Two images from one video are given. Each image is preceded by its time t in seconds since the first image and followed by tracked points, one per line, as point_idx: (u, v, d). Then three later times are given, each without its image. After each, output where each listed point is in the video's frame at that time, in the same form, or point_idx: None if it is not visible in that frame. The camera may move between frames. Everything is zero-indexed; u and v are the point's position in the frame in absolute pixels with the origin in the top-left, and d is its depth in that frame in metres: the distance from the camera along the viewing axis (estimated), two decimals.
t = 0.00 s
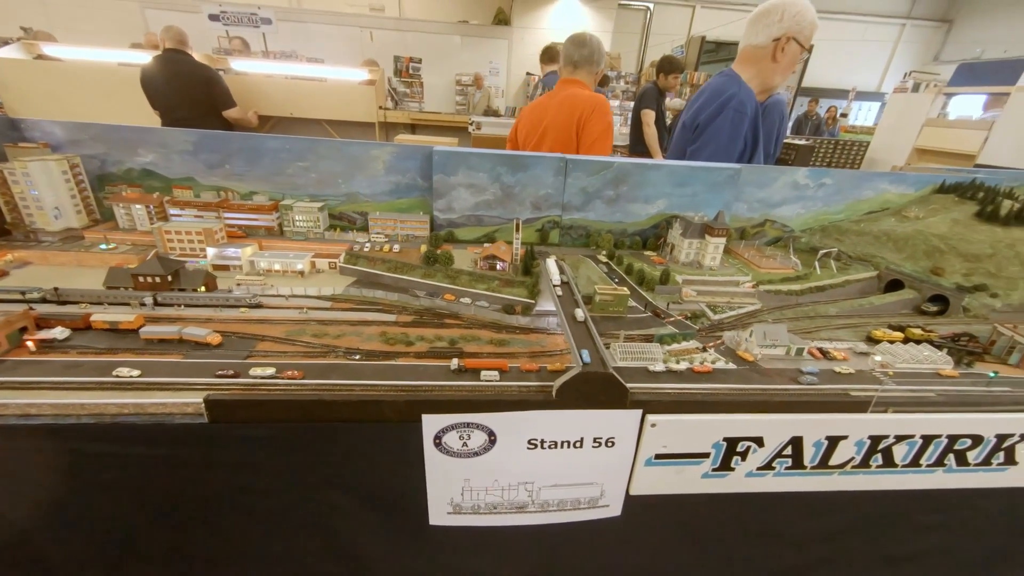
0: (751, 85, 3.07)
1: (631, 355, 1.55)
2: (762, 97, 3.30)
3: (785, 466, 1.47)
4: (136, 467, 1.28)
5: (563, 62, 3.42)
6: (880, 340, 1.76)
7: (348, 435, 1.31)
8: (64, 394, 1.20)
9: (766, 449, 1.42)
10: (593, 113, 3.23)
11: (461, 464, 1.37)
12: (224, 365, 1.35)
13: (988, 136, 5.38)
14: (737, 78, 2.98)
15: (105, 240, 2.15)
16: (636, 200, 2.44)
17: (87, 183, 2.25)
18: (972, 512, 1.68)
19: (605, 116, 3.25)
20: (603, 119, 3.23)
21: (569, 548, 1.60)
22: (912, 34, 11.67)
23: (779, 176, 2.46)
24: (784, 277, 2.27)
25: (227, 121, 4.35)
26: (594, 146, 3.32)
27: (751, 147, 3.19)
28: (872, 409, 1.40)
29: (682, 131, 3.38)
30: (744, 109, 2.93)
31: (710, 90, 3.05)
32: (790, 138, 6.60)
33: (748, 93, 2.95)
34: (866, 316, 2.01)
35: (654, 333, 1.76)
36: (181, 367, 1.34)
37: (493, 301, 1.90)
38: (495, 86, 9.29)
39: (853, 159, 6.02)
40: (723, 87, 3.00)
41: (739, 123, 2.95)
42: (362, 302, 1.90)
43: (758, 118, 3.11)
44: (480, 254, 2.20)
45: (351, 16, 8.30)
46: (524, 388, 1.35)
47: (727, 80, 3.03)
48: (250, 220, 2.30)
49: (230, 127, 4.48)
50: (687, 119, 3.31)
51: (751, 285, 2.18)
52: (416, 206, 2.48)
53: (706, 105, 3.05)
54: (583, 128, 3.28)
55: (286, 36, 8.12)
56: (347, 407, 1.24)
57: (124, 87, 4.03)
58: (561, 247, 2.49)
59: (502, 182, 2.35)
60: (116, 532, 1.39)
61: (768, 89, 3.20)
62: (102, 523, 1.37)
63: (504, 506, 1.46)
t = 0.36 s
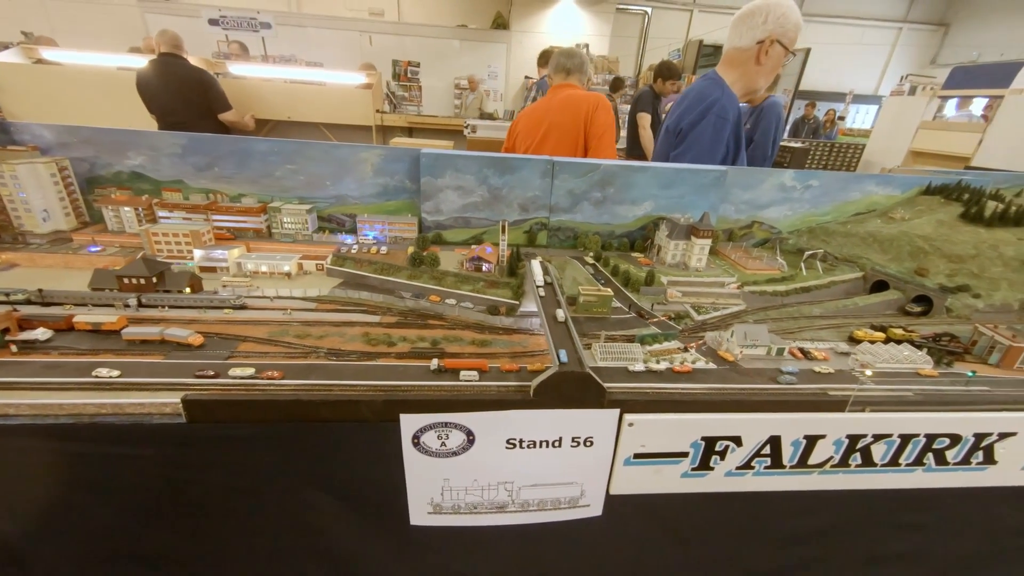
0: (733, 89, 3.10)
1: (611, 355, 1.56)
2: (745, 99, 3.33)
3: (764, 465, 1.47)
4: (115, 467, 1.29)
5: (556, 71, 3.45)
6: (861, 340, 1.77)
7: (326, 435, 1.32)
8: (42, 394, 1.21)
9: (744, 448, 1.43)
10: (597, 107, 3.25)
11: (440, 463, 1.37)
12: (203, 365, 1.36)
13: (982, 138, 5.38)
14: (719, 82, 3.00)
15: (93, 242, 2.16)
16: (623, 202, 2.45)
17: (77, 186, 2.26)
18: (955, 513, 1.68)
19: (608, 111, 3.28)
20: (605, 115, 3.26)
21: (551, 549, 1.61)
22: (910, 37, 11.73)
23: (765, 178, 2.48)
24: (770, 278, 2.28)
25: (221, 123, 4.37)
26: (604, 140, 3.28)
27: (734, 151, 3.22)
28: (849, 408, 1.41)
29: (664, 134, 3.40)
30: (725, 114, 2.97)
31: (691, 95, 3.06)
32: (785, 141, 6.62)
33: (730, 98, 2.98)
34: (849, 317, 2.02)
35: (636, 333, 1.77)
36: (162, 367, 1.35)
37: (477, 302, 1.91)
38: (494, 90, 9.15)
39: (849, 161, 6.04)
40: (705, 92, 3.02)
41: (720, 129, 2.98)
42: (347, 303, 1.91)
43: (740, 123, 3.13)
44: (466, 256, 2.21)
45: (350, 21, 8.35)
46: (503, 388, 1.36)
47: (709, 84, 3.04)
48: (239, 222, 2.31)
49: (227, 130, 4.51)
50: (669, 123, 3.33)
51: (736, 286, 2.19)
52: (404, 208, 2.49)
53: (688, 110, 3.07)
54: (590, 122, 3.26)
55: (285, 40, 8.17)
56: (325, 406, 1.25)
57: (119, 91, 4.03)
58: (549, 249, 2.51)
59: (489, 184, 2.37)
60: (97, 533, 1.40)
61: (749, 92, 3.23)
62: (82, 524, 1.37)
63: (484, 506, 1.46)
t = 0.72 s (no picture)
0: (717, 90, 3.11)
1: (587, 349, 1.57)
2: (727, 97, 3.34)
3: (737, 459, 1.49)
4: (85, 456, 1.29)
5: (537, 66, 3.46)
6: (838, 337, 1.79)
7: (299, 425, 1.32)
8: (9, 382, 1.20)
9: (717, 443, 1.45)
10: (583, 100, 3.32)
11: (414, 455, 1.38)
12: (176, 354, 1.35)
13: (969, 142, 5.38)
14: (701, 83, 3.01)
15: (73, 232, 2.15)
16: (609, 199, 2.46)
17: (58, 175, 2.24)
18: (926, 509, 1.70)
19: (592, 105, 3.36)
20: (589, 108, 3.32)
21: (527, 541, 1.62)
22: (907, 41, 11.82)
23: (750, 177, 2.49)
24: (752, 276, 2.30)
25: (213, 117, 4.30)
26: (590, 133, 3.34)
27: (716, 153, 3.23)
28: (820, 403, 1.43)
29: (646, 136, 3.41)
30: (708, 117, 2.98)
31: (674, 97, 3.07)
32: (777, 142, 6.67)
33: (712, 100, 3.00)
34: (828, 315, 2.04)
35: (615, 328, 1.78)
36: (134, 356, 1.34)
37: (459, 296, 1.91)
38: (491, 86, 9.36)
39: (842, 163, 6.08)
40: (688, 94, 3.03)
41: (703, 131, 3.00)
42: (328, 295, 1.91)
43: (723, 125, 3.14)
44: (449, 250, 2.20)
45: (348, 15, 8.34)
46: (477, 380, 1.36)
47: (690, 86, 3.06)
48: (222, 214, 2.31)
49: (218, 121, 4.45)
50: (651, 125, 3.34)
51: (718, 283, 2.21)
52: (390, 202, 2.49)
53: (671, 113, 3.08)
54: (576, 114, 3.30)
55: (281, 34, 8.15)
56: (297, 396, 1.25)
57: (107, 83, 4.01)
58: (534, 245, 2.51)
59: (474, 179, 2.36)
60: (68, 522, 1.39)
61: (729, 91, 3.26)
62: (53, 512, 1.37)
63: (459, 498, 1.47)
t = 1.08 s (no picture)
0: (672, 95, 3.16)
1: (555, 350, 1.59)
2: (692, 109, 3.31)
3: (702, 458, 1.51)
4: (42, 459, 1.27)
5: (515, 69, 3.50)
6: (803, 338, 1.83)
7: (262, 427, 1.31)
8: None
9: (682, 442, 1.47)
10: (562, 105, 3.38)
11: (379, 456, 1.37)
12: (138, 356, 1.34)
13: (945, 149, 5.50)
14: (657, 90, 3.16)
15: (39, 232, 2.11)
16: (585, 202, 2.48)
17: (25, 175, 2.20)
18: (889, 506, 1.74)
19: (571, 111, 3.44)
20: (569, 115, 3.39)
21: (497, 542, 1.62)
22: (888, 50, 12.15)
23: (724, 182, 2.54)
24: (724, 278, 2.34)
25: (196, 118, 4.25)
26: (570, 139, 3.42)
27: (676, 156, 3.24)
28: (782, 402, 1.46)
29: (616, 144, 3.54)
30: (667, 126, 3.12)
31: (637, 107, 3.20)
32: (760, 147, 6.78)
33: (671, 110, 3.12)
34: (796, 316, 2.08)
35: (586, 329, 1.80)
36: (94, 358, 1.32)
37: (433, 298, 1.92)
38: (480, 91, 9.24)
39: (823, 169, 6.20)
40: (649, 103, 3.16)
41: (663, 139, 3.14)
42: (300, 297, 1.90)
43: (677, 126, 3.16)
44: (425, 252, 2.21)
45: (337, 18, 8.35)
46: (444, 380, 1.37)
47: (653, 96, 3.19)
48: (195, 215, 2.28)
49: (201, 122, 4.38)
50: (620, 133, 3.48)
51: (690, 285, 2.24)
52: (367, 204, 2.48)
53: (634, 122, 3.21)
54: (555, 119, 3.35)
55: (269, 36, 8.12)
56: (259, 397, 1.25)
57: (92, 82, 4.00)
58: (512, 247, 2.52)
59: (450, 181, 2.37)
60: (23, 527, 1.36)
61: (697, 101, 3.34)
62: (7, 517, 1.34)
63: (426, 499, 1.46)
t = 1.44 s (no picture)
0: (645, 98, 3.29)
1: (532, 346, 1.61)
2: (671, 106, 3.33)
3: (677, 452, 1.54)
4: (13, 458, 1.26)
5: (506, 67, 3.64)
6: (778, 333, 1.87)
7: (236, 424, 1.31)
8: None
9: (655, 435, 1.49)
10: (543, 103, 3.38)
11: (355, 453, 1.38)
12: (110, 355, 1.33)
13: (929, 149, 5.59)
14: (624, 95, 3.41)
15: (16, 233, 2.09)
16: (567, 201, 2.50)
17: (2, 175, 2.17)
18: (861, 498, 1.77)
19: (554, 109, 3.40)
20: (549, 113, 3.37)
21: (475, 538, 1.64)
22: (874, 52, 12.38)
23: (704, 181, 2.57)
24: (704, 275, 2.37)
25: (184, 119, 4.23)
26: (547, 137, 3.39)
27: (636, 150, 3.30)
28: (753, 396, 1.49)
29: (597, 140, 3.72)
30: (639, 134, 3.28)
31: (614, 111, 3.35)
32: (749, 148, 6.87)
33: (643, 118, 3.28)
34: (773, 312, 2.11)
35: (564, 326, 1.82)
36: (66, 357, 1.32)
37: (413, 297, 1.93)
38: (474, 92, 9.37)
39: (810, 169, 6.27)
40: (625, 109, 3.31)
41: (636, 147, 3.30)
42: (279, 296, 1.90)
43: (628, 121, 3.29)
44: (406, 251, 2.21)
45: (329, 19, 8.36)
46: (419, 377, 1.38)
47: (630, 101, 3.33)
48: (175, 215, 2.28)
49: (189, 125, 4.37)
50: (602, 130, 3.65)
51: (670, 283, 2.27)
52: (350, 203, 2.49)
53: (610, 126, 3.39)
54: (534, 115, 3.35)
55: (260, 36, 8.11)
56: (233, 395, 1.25)
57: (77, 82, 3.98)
58: (495, 246, 2.53)
59: (433, 180, 2.38)
60: None
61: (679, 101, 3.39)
62: None
63: (403, 495, 1.47)
